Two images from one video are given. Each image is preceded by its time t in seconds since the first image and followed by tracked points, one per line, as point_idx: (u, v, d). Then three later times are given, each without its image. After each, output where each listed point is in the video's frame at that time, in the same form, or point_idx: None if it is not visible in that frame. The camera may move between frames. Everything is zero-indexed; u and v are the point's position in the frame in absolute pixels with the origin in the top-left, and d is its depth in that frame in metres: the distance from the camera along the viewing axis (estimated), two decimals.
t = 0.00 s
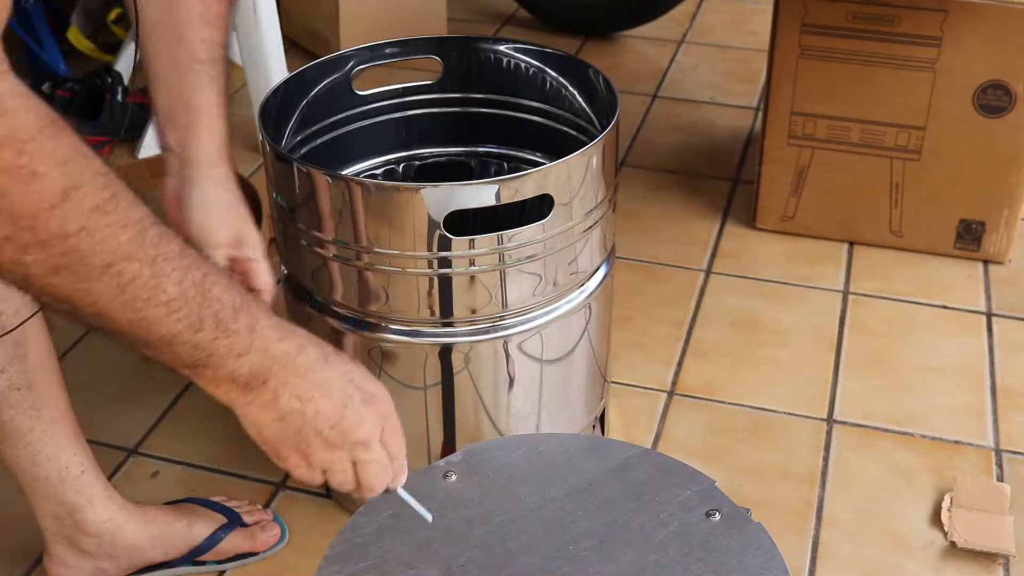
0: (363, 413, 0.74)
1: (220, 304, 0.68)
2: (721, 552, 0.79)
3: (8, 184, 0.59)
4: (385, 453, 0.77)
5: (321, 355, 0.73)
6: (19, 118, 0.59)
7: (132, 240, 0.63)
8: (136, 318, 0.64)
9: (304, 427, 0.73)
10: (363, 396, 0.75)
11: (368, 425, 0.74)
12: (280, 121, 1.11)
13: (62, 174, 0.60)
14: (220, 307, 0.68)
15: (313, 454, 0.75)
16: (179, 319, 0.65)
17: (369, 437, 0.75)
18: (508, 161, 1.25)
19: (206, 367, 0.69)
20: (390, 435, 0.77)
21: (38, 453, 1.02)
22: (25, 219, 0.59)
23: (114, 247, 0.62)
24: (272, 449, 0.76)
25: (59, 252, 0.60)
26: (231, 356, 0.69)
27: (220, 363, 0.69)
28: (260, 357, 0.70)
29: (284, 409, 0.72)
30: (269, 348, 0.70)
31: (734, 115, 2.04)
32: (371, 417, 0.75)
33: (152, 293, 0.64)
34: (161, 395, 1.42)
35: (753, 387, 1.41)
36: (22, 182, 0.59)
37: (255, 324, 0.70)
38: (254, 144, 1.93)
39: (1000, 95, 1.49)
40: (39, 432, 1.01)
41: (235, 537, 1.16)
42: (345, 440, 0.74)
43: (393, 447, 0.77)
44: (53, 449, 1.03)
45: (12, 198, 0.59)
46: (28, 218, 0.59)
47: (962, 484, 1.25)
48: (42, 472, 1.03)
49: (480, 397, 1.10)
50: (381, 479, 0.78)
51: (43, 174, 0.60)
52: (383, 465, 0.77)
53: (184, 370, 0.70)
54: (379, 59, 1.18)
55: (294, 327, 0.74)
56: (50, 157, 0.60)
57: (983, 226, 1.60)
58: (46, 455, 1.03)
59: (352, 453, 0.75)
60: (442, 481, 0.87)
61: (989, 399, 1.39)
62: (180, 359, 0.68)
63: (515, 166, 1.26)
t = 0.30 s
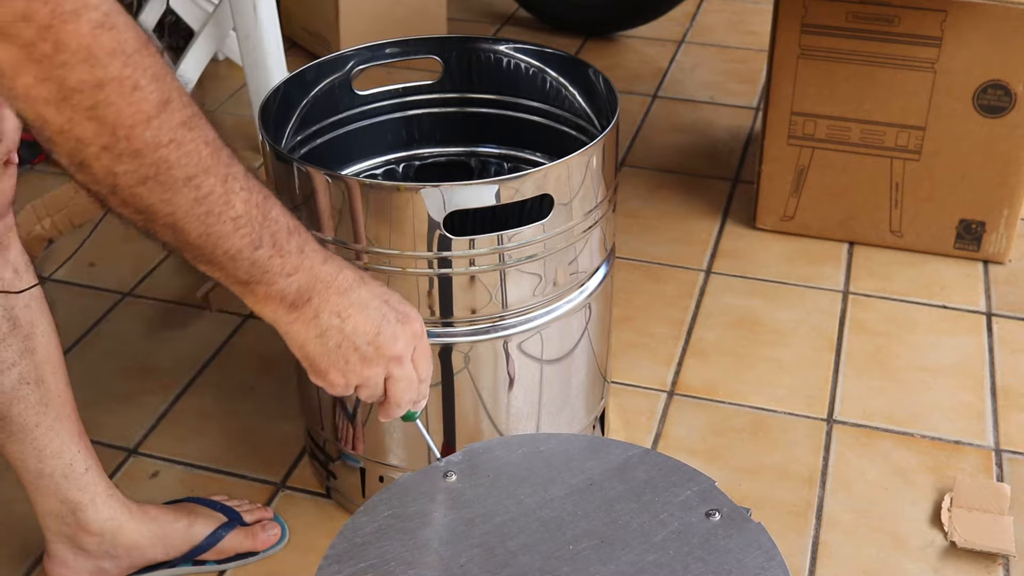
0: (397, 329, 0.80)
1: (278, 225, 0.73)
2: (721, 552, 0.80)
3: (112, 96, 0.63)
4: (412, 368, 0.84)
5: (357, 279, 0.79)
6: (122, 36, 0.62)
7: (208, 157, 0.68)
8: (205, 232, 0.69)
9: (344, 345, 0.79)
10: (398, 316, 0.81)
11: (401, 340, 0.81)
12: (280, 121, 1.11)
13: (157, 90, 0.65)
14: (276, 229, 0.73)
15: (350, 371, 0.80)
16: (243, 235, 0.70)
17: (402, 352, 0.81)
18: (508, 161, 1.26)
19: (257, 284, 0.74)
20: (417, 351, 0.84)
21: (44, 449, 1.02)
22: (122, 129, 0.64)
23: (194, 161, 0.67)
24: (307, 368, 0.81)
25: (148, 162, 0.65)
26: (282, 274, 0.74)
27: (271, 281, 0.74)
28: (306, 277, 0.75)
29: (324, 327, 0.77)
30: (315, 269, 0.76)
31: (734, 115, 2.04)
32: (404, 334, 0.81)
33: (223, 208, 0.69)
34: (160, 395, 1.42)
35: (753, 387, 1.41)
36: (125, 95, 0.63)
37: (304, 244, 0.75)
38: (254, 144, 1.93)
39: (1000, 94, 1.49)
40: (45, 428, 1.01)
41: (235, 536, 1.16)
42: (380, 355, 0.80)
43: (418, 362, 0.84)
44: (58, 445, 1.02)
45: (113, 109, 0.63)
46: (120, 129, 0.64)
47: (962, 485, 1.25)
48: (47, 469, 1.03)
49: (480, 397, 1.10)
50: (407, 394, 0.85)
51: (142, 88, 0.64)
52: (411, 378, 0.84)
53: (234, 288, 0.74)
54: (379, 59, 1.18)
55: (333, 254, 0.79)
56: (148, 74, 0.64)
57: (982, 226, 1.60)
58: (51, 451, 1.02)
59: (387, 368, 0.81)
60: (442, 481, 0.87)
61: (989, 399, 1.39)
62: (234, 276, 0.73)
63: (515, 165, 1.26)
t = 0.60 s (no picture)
0: (423, 315, 0.81)
1: (319, 204, 0.76)
2: (721, 552, 0.80)
3: (177, 58, 0.67)
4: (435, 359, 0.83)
5: (388, 264, 0.81)
6: (188, 1, 0.67)
7: (259, 129, 0.72)
8: (251, 201, 0.72)
9: (371, 327, 0.80)
10: (425, 303, 0.82)
11: (427, 326, 0.81)
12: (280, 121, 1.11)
13: (219, 57, 0.70)
14: (318, 206, 0.76)
15: (375, 354, 0.81)
16: (286, 208, 0.74)
17: (428, 338, 0.81)
18: (508, 161, 1.26)
19: (295, 260, 0.76)
20: (441, 344, 0.84)
21: (37, 448, 1.01)
22: (183, 91, 0.68)
23: (248, 130, 0.71)
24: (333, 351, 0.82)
25: (205, 126, 0.69)
26: (319, 251, 0.76)
27: (308, 258, 0.76)
28: (342, 257, 0.77)
29: (354, 309, 0.79)
30: (350, 251, 0.78)
31: (734, 115, 2.04)
32: (430, 321, 0.82)
33: (269, 179, 0.73)
34: (160, 395, 1.42)
35: (753, 387, 1.41)
36: (189, 58, 0.68)
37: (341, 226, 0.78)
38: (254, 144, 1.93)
39: (999, 94, 1.49)
40: (38, 427, 1.00)
41: (234, 533, 1.16)
42: (406, 339, 0.81)
43: (441, 355, 0.84)
44: (51, 444, 1.02)
45: (177, 71, 0.68)
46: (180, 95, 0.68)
47: (962, 485, 1.25)
48: (42, 468, 1.03)
49: (480, 397, 1.10)
50: (428, 386, 0.84)
51: (205, 53, 0.69)
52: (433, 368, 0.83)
53: (273, 265, 0.77)
54: (379, 59, 1.18)
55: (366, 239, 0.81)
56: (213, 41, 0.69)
57: (982, 226, 1.60)
58: (44, 450, 1.02)
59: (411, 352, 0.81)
60: (442, 482, 0.87)
61: (989, 399, 1.39)
62: (273, 250, 0.76)
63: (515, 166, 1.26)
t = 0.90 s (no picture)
0: (373, 358, 0.72)
1: (266, 225, 0.72)
2: (721, 553, 0.80)
3: (108, 47, 0.69)
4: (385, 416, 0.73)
5: (342, 302, 0.75)
6: None
7: (200, 134, 0.71)
8: (187, 211, 0.70)
9: (312, 364, 0.72)
10: (376, 347, 0.73)
11: (376, 371, 0.72)
12: (280, 121, 1.11)
13: (155, 53, 0.70)
14: (263, 229, 0.72)
15: (312, 398, 0.72)
16: (225, 224, 0.70)
17: (375, 386, 0.71)
18: (508, 161, 1.25)
19: (236, 285, 0.72)
20: (395, 399, 0.74)
21: (35, 447, 1.01)
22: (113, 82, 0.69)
23: (185, 133, 0.70)
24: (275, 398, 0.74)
25: (135, 123, 0.69)
26: (261, 276, 0.72)
27: (249, 283, 0.72)
28: (286, 286, 0.72)
29: (295, 343, 0.72)
30: (297, 282, 0.73)
31: (734, 115, 2.04)
32: (381, 366, 0.72)
33: (208, 191, 0.70)
34: (161, 395, 1.42)
35: (753, 387, 1.41)
36: (121, 48, 0.69)
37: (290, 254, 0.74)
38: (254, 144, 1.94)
39: (999, 95, 1.49)
40: (35, 425, 1.00)
41: (234, 529, 1.16)
42: (350, 380, 0.71)
43: (394, 412, 0.74)
44: (49, 442, 1.02)
45: (107, 60, 0.68)
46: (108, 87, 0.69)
47: (962, 485, 1.25)
48: (39, 467, 1.03)
49: (480, 397, 1.10)
50: (374, 444, 0.72)
51: (141, 45, 0.70)
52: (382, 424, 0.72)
53: (214, 291, 0.73)
54: (379, 59, 1.18)
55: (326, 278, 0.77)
56: (149, 35, 0.70)
57: (982, 226, 1.60)
58: (42, 449, 1.02)
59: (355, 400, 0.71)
60: (442, 482, 0.87)
61: (989, 399, 1.39)
62: (215, 274, 0.72)
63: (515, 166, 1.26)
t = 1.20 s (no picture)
0: (340, 466, 0.72)
1: (251, 301, 0.74)
2: (720, 552, 0.80)
3: (115, 70, 0.69)
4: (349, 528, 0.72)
5: (322, 401, 0.75)
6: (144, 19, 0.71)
7: (197, 182, 0.71)
8: (170, 262, 0.70)
9: (274, 461, 0.72)
10: (347, 456, 0.72)
11: (339, 479, 0.71)
12: (280, 121, 1.11)
13: (165, 85, 0.71)
14: (248, 301, 0.74)
15: (267, 496, 0.71)
16: (207, 285, 0.71)
17: (335, 495, 0.71)
18: (509, 161, 1.25)
19: (208, 354, 0.73)
20: (362, 513, 0.73)
21: (33, 444, 1.01)
22: (117, 108, 0.69)
23: (181, 177, 0.70)
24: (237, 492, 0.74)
25: (135, 160, 0.69)
26: (236, 352, 0.73)
27: (223, 356, 0.73)
28: (261, 368, 0.74)
29: (262, 435, 0.73)
30: (273, 366, 0.74)
31: (733, 115, 2.04)
32: (348, 475, 0.71)
33: (197, 244, 0.71)
34: (160, 395, 1.42)
35: (753, 387, 1.41)
36: (129, 73, 0.70)
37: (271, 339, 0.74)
38: (254, 144, 1.94)
39: (999, 95, 1.49)
40: (33, 423, 1.01)
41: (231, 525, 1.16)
42: (313, 489, 0.70)
43: (360, 524, 0.72)
44: (46, 440, 1.02)
45: (114, 85, 0.69)
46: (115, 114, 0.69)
47: (962, 485, 1.25)
48: (37, 465, 1.03)
49: (480, 397, 1.10)
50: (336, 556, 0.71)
51: (150, 74, 0.70)
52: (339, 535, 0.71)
53: (186, 357, 0.74)
54: (379, 59, 1.18)
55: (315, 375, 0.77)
56: (161, 64, 0.71)
57: (982, 226, 1.60)
58: (40, 447, 1.02)
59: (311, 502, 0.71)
60: (442, 482, 0.87)
61: (989, 399, 1.39)
62: (190, 339, 0.72)
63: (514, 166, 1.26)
